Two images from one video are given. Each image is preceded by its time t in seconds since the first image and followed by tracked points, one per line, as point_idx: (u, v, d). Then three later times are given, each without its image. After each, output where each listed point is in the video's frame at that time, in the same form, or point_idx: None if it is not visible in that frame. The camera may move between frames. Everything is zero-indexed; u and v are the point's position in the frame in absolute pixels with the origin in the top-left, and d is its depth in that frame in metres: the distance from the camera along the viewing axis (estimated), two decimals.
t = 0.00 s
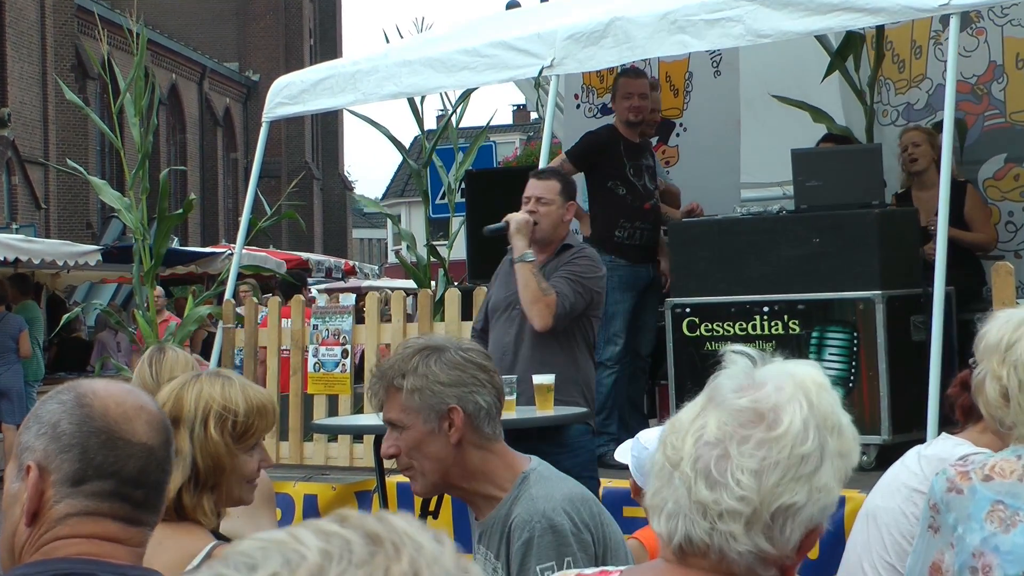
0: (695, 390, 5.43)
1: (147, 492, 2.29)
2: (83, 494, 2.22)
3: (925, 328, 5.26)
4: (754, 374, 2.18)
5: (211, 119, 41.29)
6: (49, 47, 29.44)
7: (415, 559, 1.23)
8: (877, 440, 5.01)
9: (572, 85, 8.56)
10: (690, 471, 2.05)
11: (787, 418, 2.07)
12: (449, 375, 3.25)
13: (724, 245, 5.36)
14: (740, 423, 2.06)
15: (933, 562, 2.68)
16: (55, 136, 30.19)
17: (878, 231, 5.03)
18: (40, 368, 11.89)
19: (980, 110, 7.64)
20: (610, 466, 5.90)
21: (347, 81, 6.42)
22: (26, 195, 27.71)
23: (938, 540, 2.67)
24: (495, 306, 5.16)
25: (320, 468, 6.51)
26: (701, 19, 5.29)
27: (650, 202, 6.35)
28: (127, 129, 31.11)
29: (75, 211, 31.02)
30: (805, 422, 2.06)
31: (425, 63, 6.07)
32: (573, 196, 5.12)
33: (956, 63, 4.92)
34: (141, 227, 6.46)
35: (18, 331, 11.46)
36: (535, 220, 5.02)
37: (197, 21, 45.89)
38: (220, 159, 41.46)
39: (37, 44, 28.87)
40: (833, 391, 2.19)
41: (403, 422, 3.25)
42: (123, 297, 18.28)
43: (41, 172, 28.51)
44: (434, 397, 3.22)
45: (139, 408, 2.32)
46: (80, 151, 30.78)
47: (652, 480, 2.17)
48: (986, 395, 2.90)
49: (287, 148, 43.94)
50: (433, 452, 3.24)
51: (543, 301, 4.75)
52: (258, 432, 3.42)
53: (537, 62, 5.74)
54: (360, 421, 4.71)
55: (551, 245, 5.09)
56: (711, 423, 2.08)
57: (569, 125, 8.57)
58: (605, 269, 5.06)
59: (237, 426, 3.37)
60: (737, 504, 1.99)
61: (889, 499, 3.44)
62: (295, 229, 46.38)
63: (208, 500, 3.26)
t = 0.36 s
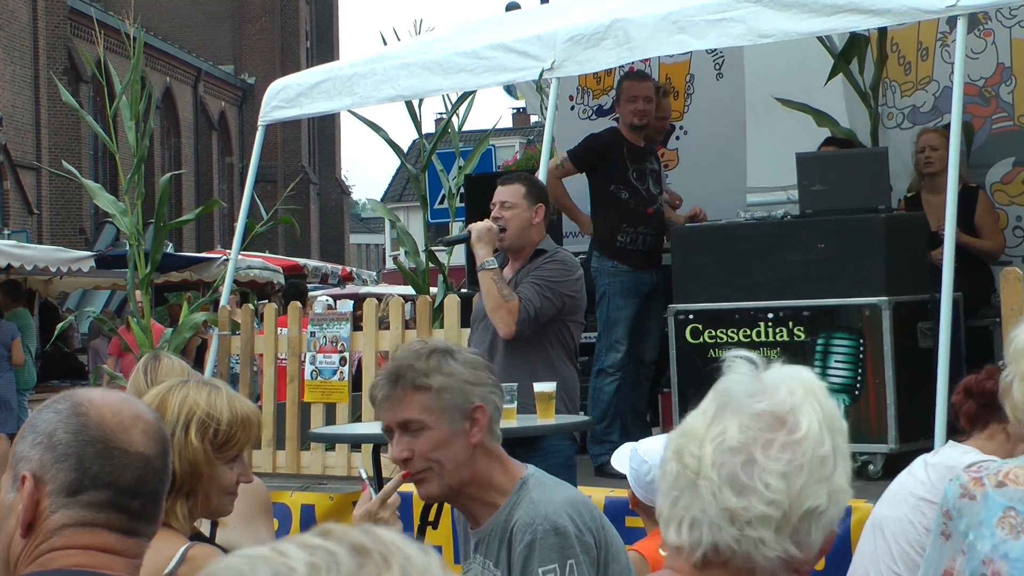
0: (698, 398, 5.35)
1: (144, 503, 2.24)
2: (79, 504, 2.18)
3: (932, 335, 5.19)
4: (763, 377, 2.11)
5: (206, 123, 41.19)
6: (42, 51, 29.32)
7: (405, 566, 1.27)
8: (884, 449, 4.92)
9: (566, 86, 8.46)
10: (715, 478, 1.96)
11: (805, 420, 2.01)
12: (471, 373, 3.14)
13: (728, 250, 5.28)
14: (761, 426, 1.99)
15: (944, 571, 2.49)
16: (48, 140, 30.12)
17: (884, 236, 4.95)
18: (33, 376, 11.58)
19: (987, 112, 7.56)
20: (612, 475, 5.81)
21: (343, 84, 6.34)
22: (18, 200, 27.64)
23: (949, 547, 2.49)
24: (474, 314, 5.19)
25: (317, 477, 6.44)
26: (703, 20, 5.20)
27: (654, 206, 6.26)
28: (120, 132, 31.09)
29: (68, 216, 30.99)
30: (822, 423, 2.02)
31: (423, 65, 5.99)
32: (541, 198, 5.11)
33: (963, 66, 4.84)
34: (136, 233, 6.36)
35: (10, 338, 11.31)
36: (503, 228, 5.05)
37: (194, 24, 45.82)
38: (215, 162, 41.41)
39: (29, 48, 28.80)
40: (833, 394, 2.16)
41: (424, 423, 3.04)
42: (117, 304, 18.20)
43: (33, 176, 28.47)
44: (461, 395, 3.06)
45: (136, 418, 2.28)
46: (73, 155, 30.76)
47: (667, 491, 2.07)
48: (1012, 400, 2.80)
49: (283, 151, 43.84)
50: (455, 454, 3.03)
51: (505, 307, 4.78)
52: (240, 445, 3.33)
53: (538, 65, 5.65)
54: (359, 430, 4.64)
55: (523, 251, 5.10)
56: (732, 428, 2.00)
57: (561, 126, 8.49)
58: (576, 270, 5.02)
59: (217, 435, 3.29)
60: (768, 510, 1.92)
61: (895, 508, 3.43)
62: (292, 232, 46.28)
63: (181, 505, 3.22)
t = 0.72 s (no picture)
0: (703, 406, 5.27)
1: (143, 515, 2.21)
2: (77, 516, 2.15)
3: (941, 341, 5.11)
4: (759, 381, 2.06)
5: (201, 126, 41.02)
6: (34, 53, 29.24)
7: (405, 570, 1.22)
8: (892, 457, 4.83)
9: (566, 87, 8.35)
10: (756, 492, 1.89)
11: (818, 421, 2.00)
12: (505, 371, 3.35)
13: (732, 255, 5.20)
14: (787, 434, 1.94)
15: None
16: (40, 145, 29.97)
17: (892, 240, 4.87)
18: (24, 385, 11.53)
19: (998, 115, 7.48)
20: (616, 484, 5.71)
21: (341, 87, 6.24)
22: (9, 207, 27.51)
23: (959, 560, 2.49)
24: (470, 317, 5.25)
25: (316, 487, 6.36)
26: (707, 20, 5.11)
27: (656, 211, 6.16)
28: (114, 135, 30.98)
29: (61, 222, 30.82)
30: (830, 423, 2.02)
31: (422, 68, 5.90)
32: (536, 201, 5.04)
33: (973, 67, 4.75)
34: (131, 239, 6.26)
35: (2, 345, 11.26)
36: (494, 233, 5.01)
37: (189, 25, 45.69)
38: (210, 165, 41.27)
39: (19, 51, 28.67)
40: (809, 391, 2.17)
41: (495, 414, 3.13)
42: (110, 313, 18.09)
43: (25, 181, 28.32)
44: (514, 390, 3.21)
45: (135, 428, 2.25)
46: (65, 159, 30.55)
47: (692, 510, 1.95)
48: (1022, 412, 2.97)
49: (279, 155, 43.71)
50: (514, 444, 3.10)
51: (483, 316, 4.80)
52: (242, 451, 3.30)
53: (539, 67, 5.55)
54: (360, 440, 4.55)
55: (514, 256, 5.04)
56: (760, 438, 1.94)
57: (564, 130, 8.39)
58: (563, 277, 4.94)
59: (219, 442, 3.26)
60: (809, 517, 1.90)
61: (900, 518, 3.34)
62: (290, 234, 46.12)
63: (189, 516, 3.13)
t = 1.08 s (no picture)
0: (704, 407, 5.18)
1: (133, 517, 2.11)
2: (64, 520, 2.05)
3: (945, 340, 5.03)
4: (754, 379, 1.99)
5: (190, 124, 40.80)
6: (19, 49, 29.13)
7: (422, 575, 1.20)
8: (895, 459, 4.74)
9: (567, 85, 8.30)
10: (754, 490, 1.82)
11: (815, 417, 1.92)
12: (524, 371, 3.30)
13: (732, 253, 5.12)
14: (784, 431, 1.87)
15: None
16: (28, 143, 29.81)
17: (895, 237, 4.80)
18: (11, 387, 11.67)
19: (1004, 111, 7.40)
20: (614, 486, 5.62)
21: (335, 83, 6.16)
22: None
23: (964, 563, 2.40)
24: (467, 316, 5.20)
25: (309, 490, 6.28)
26: (705, 12, 5.02)
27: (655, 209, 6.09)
28: (104, 134, 30.86)
29: (49, 222, 30.66)
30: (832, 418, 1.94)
31: (418, 64, 5.82)
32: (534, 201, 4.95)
33: (977, 61, 4.67)
34: (123, 237, 6.17)
35: None
36: (489, 230, 4.95)
37: (181, 23, 45.60)
38: (201, 164, 41.11)
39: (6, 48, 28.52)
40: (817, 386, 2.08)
41: (521, 412, 3.08)
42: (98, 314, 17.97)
43: (12, 180, 28.16)
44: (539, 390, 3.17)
45: (124, 427, 2.14)
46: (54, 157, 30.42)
47: (685, 508, 1.88)
48: None
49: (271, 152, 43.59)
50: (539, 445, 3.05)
51: (486, 315, 4.73)
52: (250, 452, 3.19)
53: (537, 63, 5.46)
54: (354, 442, 4.46)
55: (513, 254, 4.98)
56: (757, 435, 1.86)
57: (563, 126, 8.29)
58: (564, 274, 4.88)
59: (227, 443, 3.14)
60: (808, 515, 1.82)
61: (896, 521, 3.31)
62: (284, 233, 46.01)
63: (201, 521, 3.04)
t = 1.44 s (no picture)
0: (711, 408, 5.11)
1: (122, 519, 2.02)
2: (50, 523, 1.98)
3: (956, 340, 4.93)
4: (764, 384, 2.01)
5: (190, 119, 40.72)
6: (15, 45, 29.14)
7: None
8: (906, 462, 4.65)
9: (573, 82, 8.23)
10: (738, 496, 1.84)
11: (821, 425, 1.92)
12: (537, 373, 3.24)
13: (738, 251, 5.05)
14: (779, 437, 1.88)
15: None
16: (24, 139, 29.75)
17: (905, 235, 4.71)
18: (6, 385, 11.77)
19: (1017, 107, 7.30)
20: (620, 488, 5.53)
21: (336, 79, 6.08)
22: None
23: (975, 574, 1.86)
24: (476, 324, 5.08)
25: (309, 492, 6.21)
26: (711, 6, 4.93)
27: (661, 206, 5.99)
28: (102, 131, 30.92)
29: (46, 219, 30.62)
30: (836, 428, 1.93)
31: (418, 59, 5.73)
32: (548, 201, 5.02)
33: (988, 56, 4.58)
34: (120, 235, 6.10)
35: None
36: (513, 234, 4.90)
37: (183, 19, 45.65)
38: (201, 159, 41.11)
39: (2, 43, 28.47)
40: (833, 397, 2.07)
41: (538, 415, 3.01)
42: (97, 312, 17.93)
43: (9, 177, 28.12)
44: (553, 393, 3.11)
45: (112, 426, 2.04)
46: (50, 153, 30.38)
47: (680, 514, 1.93)
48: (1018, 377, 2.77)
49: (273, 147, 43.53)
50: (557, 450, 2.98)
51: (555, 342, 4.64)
52: (247, 450, 3.10)
53: (541, 58, 5.37)
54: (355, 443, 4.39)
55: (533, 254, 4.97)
56: (749, 441, 1.89)
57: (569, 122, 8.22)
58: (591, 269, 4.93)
59: (223, 443, 3.06)
60: (798, 525, 1.82)
61: (881, 527, 3.28)
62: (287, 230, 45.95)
63: (198, 522, 2.97)
